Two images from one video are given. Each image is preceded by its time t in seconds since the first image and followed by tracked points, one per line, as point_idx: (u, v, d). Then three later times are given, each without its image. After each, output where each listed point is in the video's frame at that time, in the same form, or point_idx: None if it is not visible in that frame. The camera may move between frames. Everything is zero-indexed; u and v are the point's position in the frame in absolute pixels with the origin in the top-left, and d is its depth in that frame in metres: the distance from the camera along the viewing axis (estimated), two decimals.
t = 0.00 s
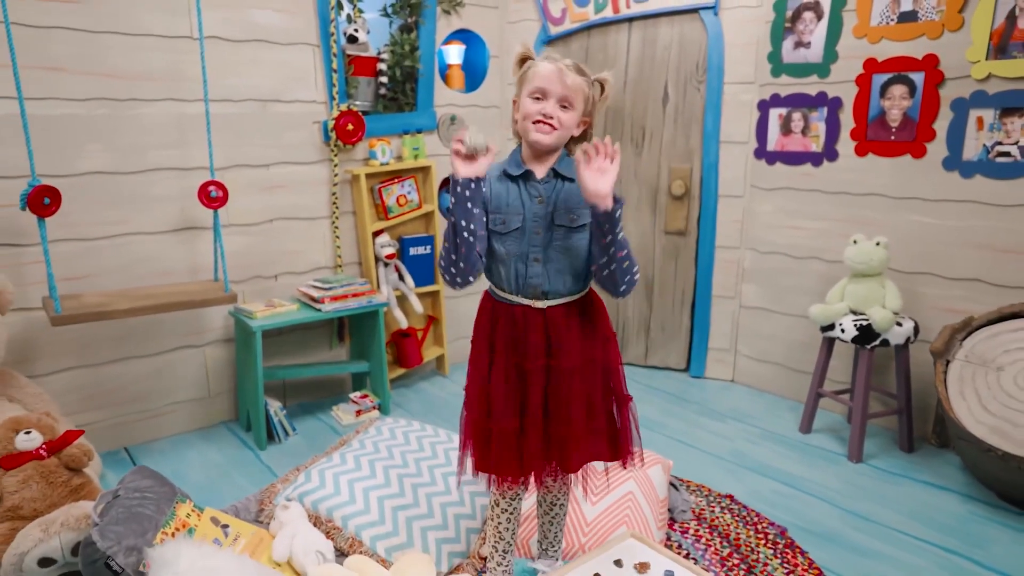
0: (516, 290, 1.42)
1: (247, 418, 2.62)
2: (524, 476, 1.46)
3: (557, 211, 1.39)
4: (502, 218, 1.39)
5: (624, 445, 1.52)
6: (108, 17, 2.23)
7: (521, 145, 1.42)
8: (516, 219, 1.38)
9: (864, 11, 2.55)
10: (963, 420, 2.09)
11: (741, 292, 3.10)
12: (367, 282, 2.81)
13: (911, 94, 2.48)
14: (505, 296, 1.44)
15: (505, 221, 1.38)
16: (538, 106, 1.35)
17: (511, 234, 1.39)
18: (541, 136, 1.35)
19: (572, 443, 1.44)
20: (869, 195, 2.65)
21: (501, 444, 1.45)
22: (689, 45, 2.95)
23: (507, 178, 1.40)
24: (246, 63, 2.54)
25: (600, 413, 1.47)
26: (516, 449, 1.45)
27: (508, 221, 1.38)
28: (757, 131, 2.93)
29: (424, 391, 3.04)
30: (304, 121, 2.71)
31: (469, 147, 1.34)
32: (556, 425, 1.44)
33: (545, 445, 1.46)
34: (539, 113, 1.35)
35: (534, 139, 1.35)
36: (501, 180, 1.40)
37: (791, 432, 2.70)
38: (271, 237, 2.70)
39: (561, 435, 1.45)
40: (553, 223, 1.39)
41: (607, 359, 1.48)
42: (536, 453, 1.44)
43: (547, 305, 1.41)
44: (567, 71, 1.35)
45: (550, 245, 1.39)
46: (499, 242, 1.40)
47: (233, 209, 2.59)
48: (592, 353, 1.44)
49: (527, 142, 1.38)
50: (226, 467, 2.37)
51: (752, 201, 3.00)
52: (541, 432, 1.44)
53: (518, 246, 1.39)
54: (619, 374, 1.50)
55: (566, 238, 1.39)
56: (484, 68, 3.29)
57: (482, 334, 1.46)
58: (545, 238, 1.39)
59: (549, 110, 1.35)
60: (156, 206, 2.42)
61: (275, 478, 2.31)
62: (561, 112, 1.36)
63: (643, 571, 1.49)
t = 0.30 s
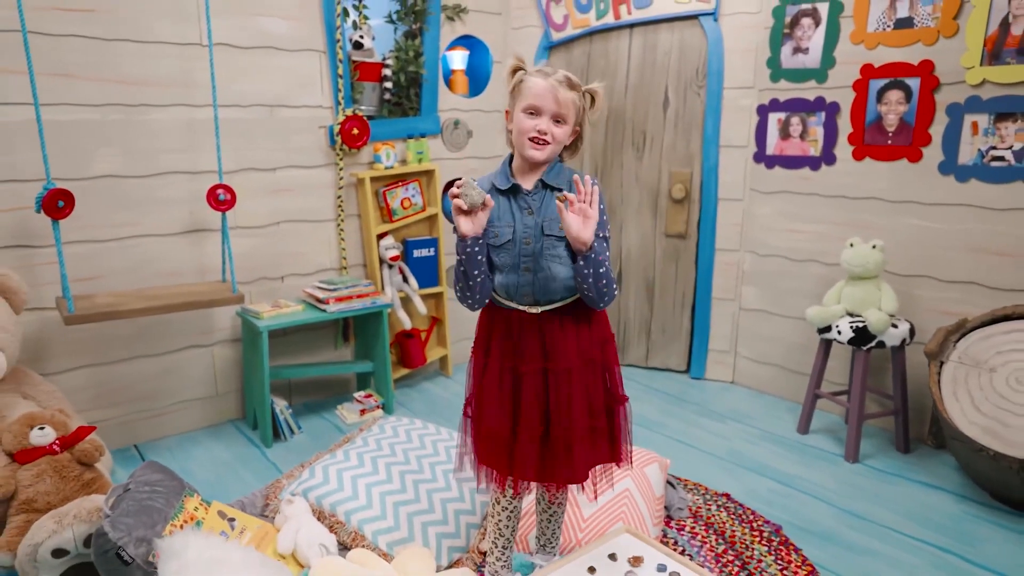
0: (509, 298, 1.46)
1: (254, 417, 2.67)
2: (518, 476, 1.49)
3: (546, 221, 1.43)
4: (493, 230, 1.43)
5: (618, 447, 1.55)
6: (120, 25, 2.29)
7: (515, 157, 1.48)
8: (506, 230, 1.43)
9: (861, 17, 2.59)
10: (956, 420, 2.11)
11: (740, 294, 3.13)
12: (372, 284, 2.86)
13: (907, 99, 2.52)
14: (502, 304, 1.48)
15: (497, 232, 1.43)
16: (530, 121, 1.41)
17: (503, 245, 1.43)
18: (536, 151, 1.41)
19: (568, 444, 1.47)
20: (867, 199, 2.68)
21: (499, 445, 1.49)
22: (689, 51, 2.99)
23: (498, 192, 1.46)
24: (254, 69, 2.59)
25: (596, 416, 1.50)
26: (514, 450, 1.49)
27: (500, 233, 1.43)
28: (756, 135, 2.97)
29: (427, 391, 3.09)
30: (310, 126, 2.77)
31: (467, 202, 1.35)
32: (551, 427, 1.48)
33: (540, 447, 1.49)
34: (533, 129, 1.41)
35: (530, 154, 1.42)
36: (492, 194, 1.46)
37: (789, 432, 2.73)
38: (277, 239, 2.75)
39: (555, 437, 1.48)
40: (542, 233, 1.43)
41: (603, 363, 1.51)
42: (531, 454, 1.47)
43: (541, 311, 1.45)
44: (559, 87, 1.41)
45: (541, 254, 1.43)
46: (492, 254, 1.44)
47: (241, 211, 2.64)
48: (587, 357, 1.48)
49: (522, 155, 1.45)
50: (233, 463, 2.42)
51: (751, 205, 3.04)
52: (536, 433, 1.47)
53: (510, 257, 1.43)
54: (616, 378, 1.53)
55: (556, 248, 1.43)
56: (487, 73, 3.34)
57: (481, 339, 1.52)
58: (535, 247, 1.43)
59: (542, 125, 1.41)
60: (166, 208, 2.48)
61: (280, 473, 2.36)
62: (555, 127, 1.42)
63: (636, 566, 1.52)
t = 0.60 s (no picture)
0: (512, 295, 1.49)
1: (261, 413, 2.72)
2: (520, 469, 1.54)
3: (548, 220, 1.48)
4: (497, 229, 1.47)
5: (615, 441, 1.59)
6: (132, 28, 2.34)
7: (519, 158, 1.52)
8: (510, 229, 1.47)
9: (860, 19, 2.62)
10: (951, 417, 2.15)
11: (741, 293, 3.16)
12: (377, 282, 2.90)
13: (906, 100, 2.55)
14: (504, 301, 1.51)
15: (501, 231, 1.47)
16: (537, 127, 1.45)
17: (507, 243, 1.47)
18: (539, 155, 1.46)
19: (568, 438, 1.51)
20: (866, 199, 2.71)
21: (501, 440, 1.53)
22: (690, 53, 3.03)
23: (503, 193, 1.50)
24: (262, 71, 2.64)
25: (593, 411, 1.54)
26: (516, 443, 1.53)
27: (504, 231, 1.47)
28: (757, 136, 3.00)
29: (431, 388, 3.13)
30: (317, 127, 2.81)
31: (475, 205, 1.38)
32: (551, 421, 1.52)
33: (540, 441, 1.53)
34: (539, 134, 1.45)
35: (533, 158, 1.46)
36: (495, 194, 1.50)
37: (788, 430, 2.77)
38: (284, 238, 2.80)
39: (555, 431, 1.52)
40: (544, 232, 1.47)
41: (603, 360, 1.54)
42: (532, 447, 1.51)
43: (542, 308, 1.48)
44: (568, 96, 1.44)
45: (543, 253, 1.47)
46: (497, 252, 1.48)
47: (249, 211, 2.69)
48: (587, 354, 1.51)
49: (526, 157, 1.49)
50: (241, 458, 2.47)
51: (752, 205, 3.07)
52: (538, 428, 1.51)
53: (513, 255, 1.47)
54: (615, 374, 1.56)
55: (558, 247, 1.47)
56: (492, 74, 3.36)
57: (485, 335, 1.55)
58: (538, 246, 1.47)
59: (548, 131, 1.45)
60: (176, 208, 2.53)
61: (286, 467, 2.41)
62: (559, 133, 1.46)
63: (634, 557, 1.55)
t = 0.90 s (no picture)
0: (515, 291, 1.52)
1: (267, 408, 2.76)
2: (523, 462, 1.57)
3: (550, 218, 1.51)
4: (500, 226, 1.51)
5: (614, 435, 1.62)
6: (141, 29, 2.38)
7: (520, 158, 1.56)
8: (513, 226, 1.50)
9: (860, 20, 2.65)
10: (948, 413, 2.17)
11: (742, 291, 3.19)
12: (381, 279, 2.94)
13: (905, 100, 2.57)
14: (507, 297, 1.54)
15: (504, 228, 1.51)
16: (537, 127, 1.49)
17: (510, 240, 1.50)
18: (539, 155, 1.49)
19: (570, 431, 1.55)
20: (866, 198, 2.73)
21: (505, 433, 1.56)
22: (692, 53, 3.05)
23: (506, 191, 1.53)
24: (268, 71, 2.68)
25: (593, 405, 1.57)
26: (519, 437, 1.57)
27: (506, 228, 1.50)
28: (758, 136, 3.02)
29: (435, 384, 3.17)
30: (322, 126, 2.85)
31: (482, 204, 1.42)
32: (554, 414, 1.55)
33: (543, 434, 1.56)
34: (539, 134, 1.49)
35: (533, 158, 1.49)
36: (498, 193, 1.53)
37: (788, 426, 2.79)
38: (290, 236, 2.84)
39: (557, 424, 1.56)
40: (546, 229, 1.51)
41: (604, 354, 1.57)
42: (534, 440, 1.55)
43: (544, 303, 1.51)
44: (567, 97, 1.47)
45: (545, 249, 1.50)
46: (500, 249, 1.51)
47: (255, 209, 2.73)
48: (588, 348, 1.55)
49: (527, 157, 1.52)
50: (247, 452, 2.51)
51: (753, 203, 3.09)
52: (540, 421, 1.55)
53: (516, 252, 1.50)
54: (615, 369, 1.59)
55: (559, 243, 1.50)
56: (495, 75, 3.42)
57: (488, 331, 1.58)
58: (541, 242, 1.50)
59: (547, 131, 1.48)
60: (184, 206, 2.57)
61: (292, 461, 2.45)
62: (559, 133, 1.49)
63: (632, 548, 1.59)
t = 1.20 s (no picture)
0: (516, 289, 1.54)
1: (274, 403, 2.79)
2: (525, 455, 1.59)
3: (550, 218, 1.54)
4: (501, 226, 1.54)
5: (615, 428, 1.65)
6: (151, 30, 2.42)
7: (520, 155, 1.58)
8: (514, 226, 1.54)
9: (864, 19, 2.66)
10: (948, 410, 2.19)
11: (745, 289, 3.21)
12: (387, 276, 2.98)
13: (907, 99, 2.58)
14: (508, 294, 1.57)
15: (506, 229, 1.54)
16: (537, 122, 1.51)
17: (512, 241, 1.53)
18: (540, 149, 1.51)
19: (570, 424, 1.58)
20: (868, 196, 2.75)
21: (507, 427, 1.59)
22: (696, 52, 3.07)
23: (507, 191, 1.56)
24: (276, 71, 2.71)
25: (593, 399, 1.60)
26: (521, 431, 1.59)
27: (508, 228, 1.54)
28: (761, 134, 3.04)
29: (440, 381, 3.20)
30: (329, 125, 2.88)
31: (486, 223, 1.45)
32: (555, 407, 1.58)
33: (544, 427, 1.59)
34: (539, 129, 1.51)
35: (534, 152, 1.51)
36: (499, 193, 1.55)
37: (790, 423, 2.81)
38: (297, 233, 2.87)
39: (558, 417, 1.58)
40: (546, 230, 1.54)
41: (603, 349, 1.60)
42: (536, 433, 1.57)
43: (544, 301, 1.54)
44: (566, 92, 1.51)
45: (545, 249, 1.53)
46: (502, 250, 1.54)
47: (263, 207, 2.77)
48: (588, 343, 1.57)
49: (527, 153, 1.54)
50: (255, 446, 2.54)
51: (756, 202, 3.11)
52: (541, 414, 1.57)
53: (517, 250, 1.53)
54: (615, 363, 1.62)
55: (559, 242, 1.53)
56: (500, 75, 3.43)
57: (490, 325, 1.60)
58: (541, 242, 1.53)
59: (548, 126, 1.51)
60: (192, 204, 2.60)
61: (298, 455, 2.49)
62: (558, 128, 1.52)
63: (632, 541, 1.62)
